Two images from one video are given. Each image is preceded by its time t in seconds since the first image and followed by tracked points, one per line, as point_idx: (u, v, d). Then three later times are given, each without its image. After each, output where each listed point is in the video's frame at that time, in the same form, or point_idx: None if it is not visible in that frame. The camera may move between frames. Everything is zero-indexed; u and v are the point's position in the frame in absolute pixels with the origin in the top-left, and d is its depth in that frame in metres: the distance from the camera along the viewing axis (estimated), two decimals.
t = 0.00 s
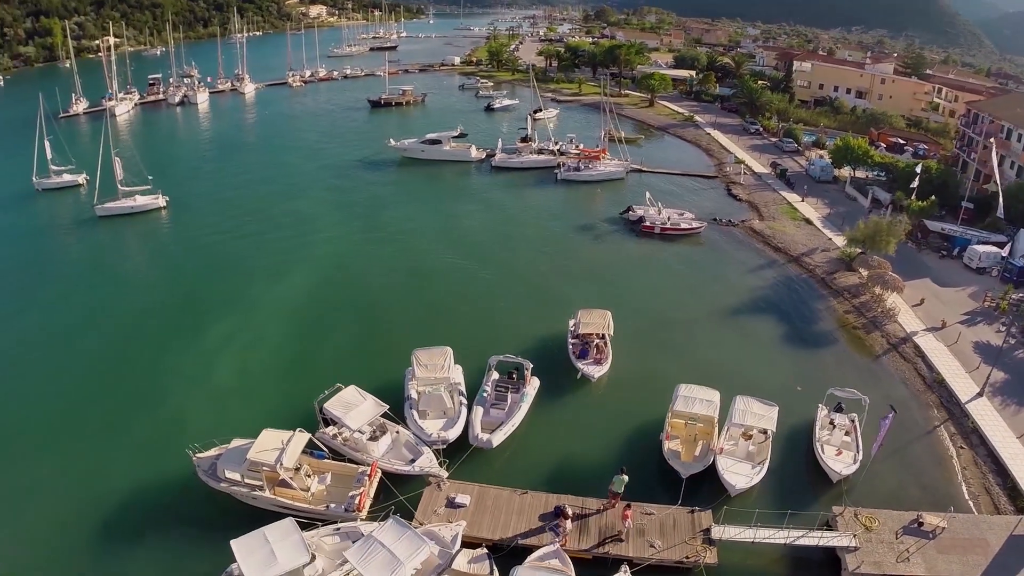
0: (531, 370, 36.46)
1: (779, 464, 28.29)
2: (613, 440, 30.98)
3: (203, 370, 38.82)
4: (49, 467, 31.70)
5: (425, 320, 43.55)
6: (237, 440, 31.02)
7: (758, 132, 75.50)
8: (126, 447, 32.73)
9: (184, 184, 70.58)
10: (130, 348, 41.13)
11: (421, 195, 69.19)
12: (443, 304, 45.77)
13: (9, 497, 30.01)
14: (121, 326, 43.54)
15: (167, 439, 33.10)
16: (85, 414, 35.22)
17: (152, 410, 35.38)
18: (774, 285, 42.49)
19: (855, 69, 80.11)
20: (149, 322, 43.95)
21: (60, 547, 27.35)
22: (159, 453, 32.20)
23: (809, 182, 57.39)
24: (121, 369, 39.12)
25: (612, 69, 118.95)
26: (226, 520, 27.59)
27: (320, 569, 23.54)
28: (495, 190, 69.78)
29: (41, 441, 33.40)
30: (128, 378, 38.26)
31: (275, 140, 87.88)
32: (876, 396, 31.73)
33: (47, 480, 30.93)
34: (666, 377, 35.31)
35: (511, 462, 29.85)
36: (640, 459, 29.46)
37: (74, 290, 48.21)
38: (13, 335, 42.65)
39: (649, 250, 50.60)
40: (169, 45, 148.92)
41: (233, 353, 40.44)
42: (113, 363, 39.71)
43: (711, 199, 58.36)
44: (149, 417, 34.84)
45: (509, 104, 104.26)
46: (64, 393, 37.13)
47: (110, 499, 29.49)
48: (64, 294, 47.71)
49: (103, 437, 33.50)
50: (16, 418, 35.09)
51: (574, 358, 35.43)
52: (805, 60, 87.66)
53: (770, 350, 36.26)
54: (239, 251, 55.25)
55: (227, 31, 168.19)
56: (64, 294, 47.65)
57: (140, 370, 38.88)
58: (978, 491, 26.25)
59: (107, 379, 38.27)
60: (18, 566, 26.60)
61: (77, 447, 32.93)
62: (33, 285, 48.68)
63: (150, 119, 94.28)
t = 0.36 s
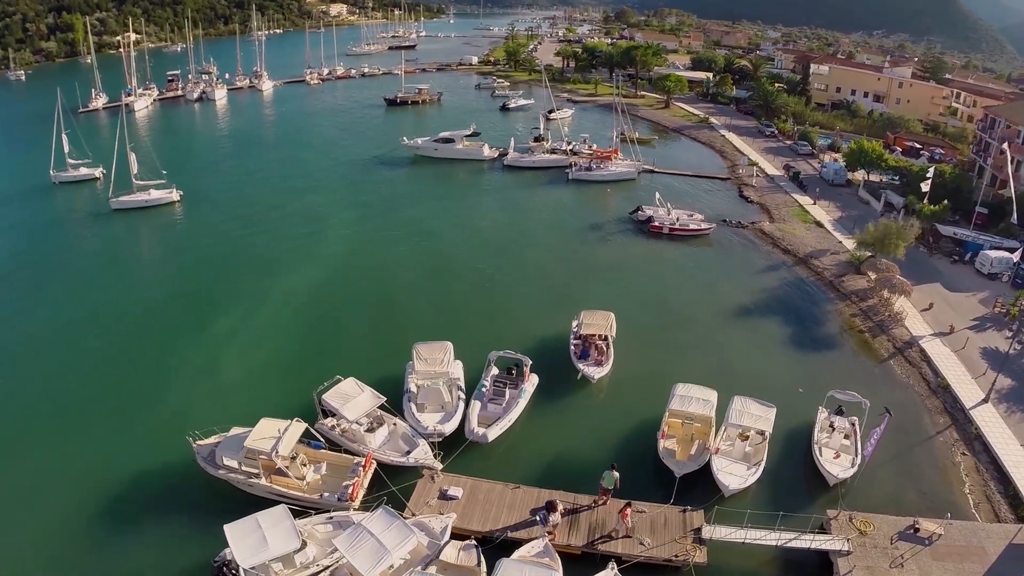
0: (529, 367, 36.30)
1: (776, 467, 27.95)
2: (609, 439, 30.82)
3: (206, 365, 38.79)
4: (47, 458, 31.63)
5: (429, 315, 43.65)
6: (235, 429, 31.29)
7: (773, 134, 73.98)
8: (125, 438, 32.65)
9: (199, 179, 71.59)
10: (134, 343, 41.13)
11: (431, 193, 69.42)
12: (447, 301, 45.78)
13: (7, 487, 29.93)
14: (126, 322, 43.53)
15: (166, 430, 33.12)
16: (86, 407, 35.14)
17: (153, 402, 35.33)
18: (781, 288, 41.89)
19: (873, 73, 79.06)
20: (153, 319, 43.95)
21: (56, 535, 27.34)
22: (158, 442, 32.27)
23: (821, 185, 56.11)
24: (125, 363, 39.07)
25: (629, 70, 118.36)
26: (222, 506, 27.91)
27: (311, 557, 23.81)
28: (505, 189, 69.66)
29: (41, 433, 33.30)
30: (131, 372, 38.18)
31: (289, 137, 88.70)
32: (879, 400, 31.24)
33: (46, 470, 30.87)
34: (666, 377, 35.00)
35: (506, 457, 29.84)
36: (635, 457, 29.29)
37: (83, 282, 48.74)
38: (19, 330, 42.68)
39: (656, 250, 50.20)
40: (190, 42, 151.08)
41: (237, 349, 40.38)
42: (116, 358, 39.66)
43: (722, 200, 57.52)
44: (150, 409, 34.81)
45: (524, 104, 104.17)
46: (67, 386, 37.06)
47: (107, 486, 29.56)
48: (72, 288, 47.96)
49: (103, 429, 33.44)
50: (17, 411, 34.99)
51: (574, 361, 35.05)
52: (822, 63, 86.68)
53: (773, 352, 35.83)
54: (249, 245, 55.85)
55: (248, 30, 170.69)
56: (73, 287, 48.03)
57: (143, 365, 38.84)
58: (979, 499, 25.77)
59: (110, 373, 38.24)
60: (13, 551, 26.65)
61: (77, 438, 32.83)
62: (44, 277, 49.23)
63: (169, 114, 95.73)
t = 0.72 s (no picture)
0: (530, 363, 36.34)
1: (773, 469, 27.67)
2: (607, 437, 30.65)
3: (209, 362, 38.76)
4: (44, 452, 31.53)
5: (434, 312, 43.71)
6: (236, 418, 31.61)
7: (789, 137, 73.01)
8: (124, 432, 32.61)
9: (214, 175, 72.53)
10: (136, 340, 40.99)
11: (442, 191, 69.64)
12: (452, 297, 45.81)
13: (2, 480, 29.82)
14: (135, 315, 43.89)
15: (166, 423, 33.16)
16: (92, 398, 35.40)
17: (153, 398, 35.26)
18: (788, 291, 41.28)
19: (892, 76, 78.02)
20: (156, 316, 43.80)
21: (56, 520, 27.61)
22: (157, 433, 32.46)
23: (835, 188, 55.08)
24: (126, 360, 38.92)
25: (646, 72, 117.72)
26: (220, 492, 28.18)
27: (304, 543, 23.98)
28: (516, 188, 69.48)
29: (39, 428, 33.12)
30: (133, 368, 38.06)
31: (305, 134, 89.58)
32: (882, 405, 30.79)
33: (43, 464, 30.80)
34: (668, 376, 34.71)
35: (501, 452, 29.91)
36: (632, 455, 29.12)
37: (93, 275, 49.23)
38: (21, 326, 42.50)
39: (665, 250, 49.73)
40: (213, 39, 153.25)
41: (240, 346, 40.38)
42: (117, 354, 39.49)
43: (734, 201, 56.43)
44: (149, 404, 34.75)
45: (541, 104, 103.88)
46: (67, 383, 36.85)
47: (104, 477, 29.68)
48: (85, 280, 48.54)
49: (102, 424, 33.32)
50: (24, 401, 35.31)
51: (577, 363, 34.54)
52: (841, 66, 85.73)
53: (778, 354, 35.37)
54: (261, 240, 56.50)
55: (271, 29, 173.11)
56: (81, 282, 48.22)
57: (145, 362, 38.70)
58: (980, 506, 25.30)
59: (112, 369, 38.10)
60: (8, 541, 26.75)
61: (75, 433, 32.70)
62: (54, 270, 49.70)
63: (188, 110, 97.24)
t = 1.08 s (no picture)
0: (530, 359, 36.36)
1: (771, 471, 27.32)
2: (604, 435, 30.49)
3: (213, 352, 38.82)
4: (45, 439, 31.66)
5: (439, 306, 43.75)
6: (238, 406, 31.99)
7: (807, 140, 71.99)
8: (125, 420, 32.71)
9: (230, 170, 73.53)
10: (142, 332, 41.10)
11: (454, 189, 69.85)
12: (458, 293, 45.85)
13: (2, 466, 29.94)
14: (147, 304, 44.55)
15: (167, 411, 33.29)
16: (101, 383, 35.98)
17: (159, 384, 35.71)
18: (797, 293, 40.70)
19: (912, 81, 76.83)
20: (167, 306, 44.39)
21: (58, 499, 28.04)
22: (161, 418, 32.87)
23: (850, 191, 54.11)
24: (131, 351, 39.00)
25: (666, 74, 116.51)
26: (219, 477, 28.47)
27: (299, 529, 24.21)
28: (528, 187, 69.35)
29: (43, 417, 33.27)
30: (137, 360, 38.10)
31: (322, 131, 90.42)
32: (886, 409, 30.29)
33: (43, 450, 30.91)
34: (669, 376, 34.40)
35: (498, 447, 29.94)
36: (629, 453, 29.00)
37: (106, 267, 49.87)
38: (29, 318, 42.79)
39: (674, 250, 49.23)
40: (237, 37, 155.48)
41: (245, 337, 40.43)
42: (123, 346, 39.56)
43: (747, 203, 55.58)
44: (154, 392, 35.05)
45: (558, 104, 102.35)
46: (75, 371, 37.27)
47: (105, 460, 29.96)
48: (101, 269, 49.43)
49: (106, 412, 33.52)
50: (35, 385, 36.00)
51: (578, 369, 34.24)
52: (861, 69, 84.63)
53: (783, 356, 34.87)
54: (274, 233, 57.10)
55: (294, 27, 175.62)
56: (92, 274, 48.70)
57: (153, 349, 39.20)
58: (983, 514, 24.81)
59: (117, 360, 38.19)
60: (8, 519, 27.07)
61: (78, 422, 32.95)
62: (68, 261, 50.37)
63: (209, 106, 98.74)
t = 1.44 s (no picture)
0: (532, 355, 36.30)
1: (769, 474, 27.06)
2: (603, 433, 30.35)
3: (220, 345, 39.20)
4: (52, 427, 32.21)
5: (446, 303, 43.89)
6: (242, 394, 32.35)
7: (824, 144, 70.99)
8: (131, 410, 33.14)
9: (247, 166, 74.56)
10: (153, 323, 41.70)
11: (467, 187, 70.01)
12: (465, 289, 45.92)
13: (8, 452, 30.46)
14: (160, 296, 45.28)
15: (173, 400, 33.81)
16: (111, 372, 36.62)
17: (168, 374, 36.22)
18: (806, 296, 40.08)
19: (934, 85, 75.52)
20: (180, 298, 45.10)
21: (64, 482, 28.60)
22: (167, 406, 33.40)
23: (866, 196, 53.25)
24: (142, 341, 39.65)
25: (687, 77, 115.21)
26: (220, 463, 28.86)
27: (294, 514, 24.51)
28: (541, 185, 69.21)
29: (50, 406, 33.78)
30: (148, 350, 38.74)
31: (339, 128, 91.27)
32: (890, 414, 29.80)
33: (49, 437, 31.45)
34: (672, 376, 34.12)
35: (495, 442, 29.95)
36: (626, 451, 28.87)
37: (121, 258, 50.71)
38: (42, 308, 43.46)
39: (684, 250, 48.75)
40: (261, 35, 157.86)
41: (252, 331, 40.76)
42: (131, 338, 40.03)
43: (761, 205, 54.85)
44: (162, 381, 35.57)
45: (577, 104, 101.37)
46: (87, 359, 37.95)
47: (111, 446, 30.51)
48: (117, 261, 50.33)
49: (115, 400, 34.11)
50: (49, 373, 36.79)
51: (580, 371, 33.90)
52: (882, 73, 83.49)
53: (788, 358, 34.39)
54: (287, 228, 57.75)
55: (318, 26, 178.16)
56: (106, 265, 49.47)
57: (164, 340, 39.82)
58: (983, 523, 24.31)
59: (126, 351, 38.66)
60: (15, 500, 27.69)
61: (87, 408, 33.57)
62: (83, 252, 51.21)
63: (231, 102, 100.33)
